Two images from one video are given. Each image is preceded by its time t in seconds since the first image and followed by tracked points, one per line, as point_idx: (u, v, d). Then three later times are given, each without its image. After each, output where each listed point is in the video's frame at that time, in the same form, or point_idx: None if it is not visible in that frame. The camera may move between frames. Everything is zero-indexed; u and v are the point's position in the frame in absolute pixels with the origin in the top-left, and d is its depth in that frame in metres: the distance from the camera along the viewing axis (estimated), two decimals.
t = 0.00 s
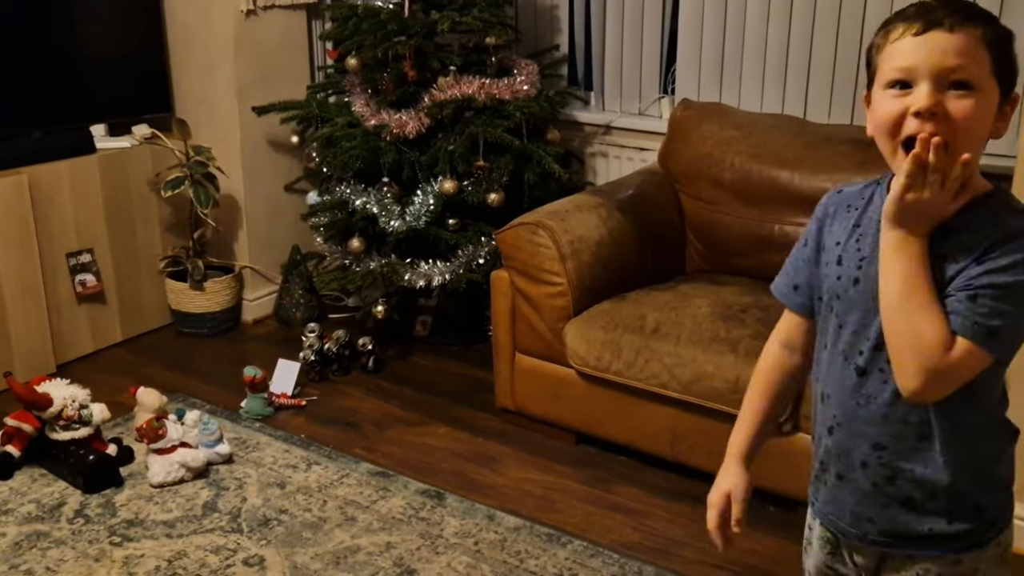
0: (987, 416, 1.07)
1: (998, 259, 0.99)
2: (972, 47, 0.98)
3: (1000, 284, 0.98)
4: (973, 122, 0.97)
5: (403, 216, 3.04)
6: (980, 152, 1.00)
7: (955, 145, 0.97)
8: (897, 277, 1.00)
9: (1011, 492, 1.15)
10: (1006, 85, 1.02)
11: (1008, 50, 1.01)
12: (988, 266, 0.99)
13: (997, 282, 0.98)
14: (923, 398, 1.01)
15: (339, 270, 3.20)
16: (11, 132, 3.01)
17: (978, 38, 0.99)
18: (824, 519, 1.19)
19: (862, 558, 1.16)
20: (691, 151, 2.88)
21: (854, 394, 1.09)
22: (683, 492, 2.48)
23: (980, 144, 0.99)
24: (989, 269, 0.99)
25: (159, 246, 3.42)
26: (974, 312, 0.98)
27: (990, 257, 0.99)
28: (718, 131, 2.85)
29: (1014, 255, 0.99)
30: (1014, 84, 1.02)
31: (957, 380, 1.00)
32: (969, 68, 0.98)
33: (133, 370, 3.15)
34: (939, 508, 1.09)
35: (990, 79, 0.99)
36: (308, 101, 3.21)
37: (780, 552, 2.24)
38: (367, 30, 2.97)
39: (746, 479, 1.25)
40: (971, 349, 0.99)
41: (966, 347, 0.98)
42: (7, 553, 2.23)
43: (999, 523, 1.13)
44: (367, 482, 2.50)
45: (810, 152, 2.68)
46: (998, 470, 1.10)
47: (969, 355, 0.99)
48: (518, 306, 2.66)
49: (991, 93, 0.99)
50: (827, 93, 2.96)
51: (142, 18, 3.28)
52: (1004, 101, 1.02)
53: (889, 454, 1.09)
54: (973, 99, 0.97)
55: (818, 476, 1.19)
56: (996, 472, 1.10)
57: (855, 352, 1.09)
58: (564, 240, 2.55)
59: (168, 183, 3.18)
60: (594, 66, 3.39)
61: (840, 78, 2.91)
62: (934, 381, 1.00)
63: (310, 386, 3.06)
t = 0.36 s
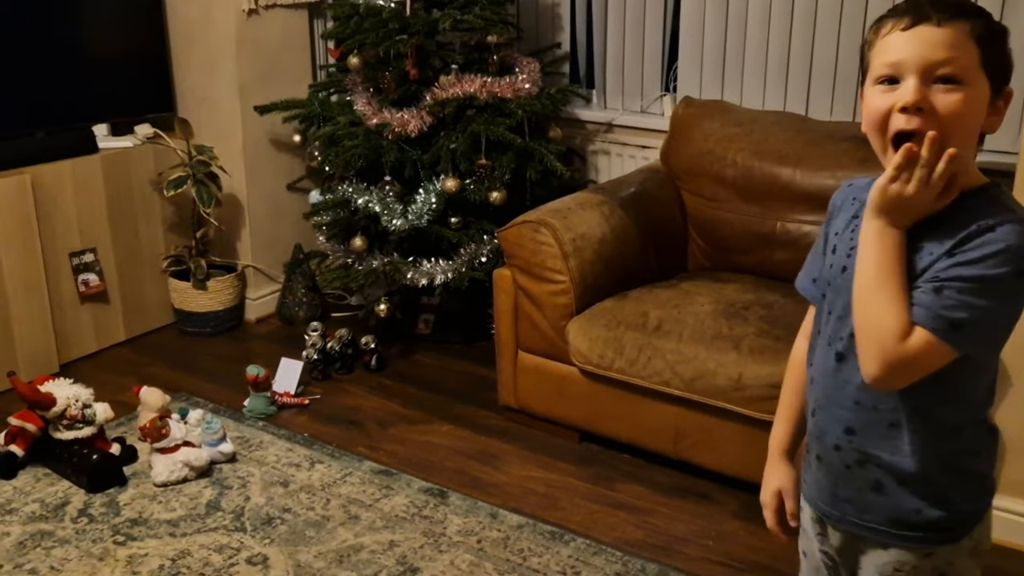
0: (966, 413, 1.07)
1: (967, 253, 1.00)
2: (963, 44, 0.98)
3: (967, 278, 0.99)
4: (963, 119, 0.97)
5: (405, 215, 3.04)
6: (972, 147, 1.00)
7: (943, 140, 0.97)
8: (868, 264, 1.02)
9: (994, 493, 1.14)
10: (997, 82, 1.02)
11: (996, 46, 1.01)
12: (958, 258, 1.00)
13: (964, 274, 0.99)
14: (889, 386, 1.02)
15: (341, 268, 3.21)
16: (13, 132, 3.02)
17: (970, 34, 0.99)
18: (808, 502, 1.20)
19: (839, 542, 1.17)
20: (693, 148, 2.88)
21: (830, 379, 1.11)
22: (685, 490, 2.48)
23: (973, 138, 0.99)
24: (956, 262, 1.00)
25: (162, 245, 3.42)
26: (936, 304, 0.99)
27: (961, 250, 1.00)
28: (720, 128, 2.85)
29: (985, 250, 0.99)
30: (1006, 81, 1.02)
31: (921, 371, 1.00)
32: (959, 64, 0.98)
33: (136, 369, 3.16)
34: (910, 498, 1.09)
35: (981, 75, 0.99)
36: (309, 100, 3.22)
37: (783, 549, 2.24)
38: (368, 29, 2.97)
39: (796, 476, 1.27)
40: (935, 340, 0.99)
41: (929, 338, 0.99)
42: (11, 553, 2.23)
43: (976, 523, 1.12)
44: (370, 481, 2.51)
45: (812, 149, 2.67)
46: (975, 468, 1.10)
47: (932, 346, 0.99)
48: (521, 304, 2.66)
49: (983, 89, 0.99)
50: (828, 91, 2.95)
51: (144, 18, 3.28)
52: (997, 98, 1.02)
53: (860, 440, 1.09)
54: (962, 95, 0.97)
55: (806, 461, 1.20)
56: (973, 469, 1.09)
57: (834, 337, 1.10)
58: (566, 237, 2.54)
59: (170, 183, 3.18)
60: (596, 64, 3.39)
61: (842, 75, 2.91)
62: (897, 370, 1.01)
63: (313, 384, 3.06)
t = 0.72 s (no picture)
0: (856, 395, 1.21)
1: (832, 258, 1.15)
2: (879, 53, 1.14)
3: (824, 280, 1.15)
4: (866, 125, 1.17)
5: (410, 216, 3.05)
6: (894, 146, 1.16)
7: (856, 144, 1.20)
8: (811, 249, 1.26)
9: (908, 481, 1.23)
10: (937, 84, 1.08)
11: (940, 48, 1.08)
12: (826, 259, 1.16)
13: (818, 270, 1.16)
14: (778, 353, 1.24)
15: (346, 269, 3.21)
16: (18, 133, 3.03)
17: (895, 40, 1.11)
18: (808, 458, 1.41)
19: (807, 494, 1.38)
20: (697, 149, 2.88)
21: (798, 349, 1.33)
22: (690, 490, 2.48)
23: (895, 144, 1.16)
24: (822, 262, 1.16)
25: (167, 246, 3.43)
26: (799, 297, 1.18)
27: (830, 255, 1.16)
28: (724, 129, 2.85)
29: (845, 257, 1.14)
30: (955, 80, 1.07)
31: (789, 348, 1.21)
32: (870, 75, 1.15)
33: (141, 371, 3.16)
34: (820, 461, 1.28)
35: (893, 81, 1.12)
36: (314, 101, 3.22)
37: (788, 549, 2.24)
38: (373, 30, 2.98)
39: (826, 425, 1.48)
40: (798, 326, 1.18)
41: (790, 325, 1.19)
42: (18, 554, 2.24)
43: (874, 500, 1.25)
44: (376, 481, 2.51)
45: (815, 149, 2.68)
46: (868, 450, 1.23)
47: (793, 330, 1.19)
48: (525, 304, 2.67)
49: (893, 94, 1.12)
50: (833, 91, 2.95)
51: (149, 20, 3.29)
52: (942, 97, 1.09)
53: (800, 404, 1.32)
54: (866, 104, 1.16)
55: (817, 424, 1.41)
56: (863, 449, 1.23)
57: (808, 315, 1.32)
58: (571, 238, 2.55)
59: (175, 184, 3.18)
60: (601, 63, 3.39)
61: (846, 75, 2.91)
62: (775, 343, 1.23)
63: (318, 385, 3.07)
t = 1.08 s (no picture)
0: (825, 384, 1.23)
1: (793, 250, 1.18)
2: (853, 62, 1.15)
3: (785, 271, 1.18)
4: (851, 134, 1.17)
5: (414, 216, 3.05)
6: (881, 152, 1.16)
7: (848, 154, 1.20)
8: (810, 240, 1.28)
9: (876, 475, 1.23)
10: (908, 83, 1.09)
11: (904, 48, 1.08)
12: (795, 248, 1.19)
13: (787, 257, 1.19)
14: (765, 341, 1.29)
15: (350, 269, 3.21)
16: (23, 134, 3.03)
17: (864, 47, 1.12)
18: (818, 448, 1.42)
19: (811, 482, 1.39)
20: (701, 148, 2.88)
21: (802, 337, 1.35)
22: (694, 489, 2.48)
23: (882, 150, 1.15)
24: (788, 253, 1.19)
25: (172, 247, 3.43)
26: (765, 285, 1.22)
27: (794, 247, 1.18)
28: (727, 128, 2.85)
29: (801, 251, 1.16)
30: (925, 78, 1.08)
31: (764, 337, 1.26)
32: (849, 84, 1.16)
33: (147, 371, 3.17)
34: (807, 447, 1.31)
35: (867, 87, 1.12)
36: (318, 101, 3.23)
37: (793, 547, 2.24)
38: (377, 30, 2.98)
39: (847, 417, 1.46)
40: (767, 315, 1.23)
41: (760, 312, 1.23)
42: (24, 553, 2.25)
43: (843, 489, 1.26)
44: (381, 481, 2.52)
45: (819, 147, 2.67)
46: (835, 439, 1.24)
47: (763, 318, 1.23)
48: (529, 303, 2.67)
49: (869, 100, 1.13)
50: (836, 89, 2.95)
51: (153, 21, 3.29)
52: (914, 96, 1.09)
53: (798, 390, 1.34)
54: (847, 114, 1.16)
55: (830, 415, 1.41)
56: (831, 437, 1.25)
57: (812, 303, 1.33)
58: (575, 237, 2.55)
59: (179, 185, 3.19)
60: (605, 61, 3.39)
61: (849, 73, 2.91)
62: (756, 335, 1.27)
63: (323, 385, 3.08)
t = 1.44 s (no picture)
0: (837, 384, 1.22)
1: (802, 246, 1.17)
2: (859, 63, 1.15)
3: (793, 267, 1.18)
4: (862, 135, 1.17)
5: (416, 214, 3.05)
6: (893, 150, 1.15)
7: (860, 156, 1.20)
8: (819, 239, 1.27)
9: (890, 476, 1.23)
10: (917, 78, 1.09)
11: (912, 41, 1.08)
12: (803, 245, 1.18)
13: (796, 255, 1.18)
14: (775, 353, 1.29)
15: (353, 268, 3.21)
16: (25, 134, 3.03)
17: (872, 45, 1.12)
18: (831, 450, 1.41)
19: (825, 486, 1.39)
20: (704, 146, 2.87)
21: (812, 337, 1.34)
22: (698, 487, 2.48)
23: (893, 148, 1.15)
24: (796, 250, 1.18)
25: (174, 246, 3.43)
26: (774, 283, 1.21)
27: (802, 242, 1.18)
28: (730, 125, 2.85)
29: (810, 246, 1.15)
30: (934, 70, 1.08)
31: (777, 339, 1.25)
32: (857, 86, 1.16)
33: (150, 371, 3.17)
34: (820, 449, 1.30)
35: (876, 85, 1.12)
36: (320, 100, 3.22)
37: (797, 546, 2.24)
38: (378, 29, 2.97)
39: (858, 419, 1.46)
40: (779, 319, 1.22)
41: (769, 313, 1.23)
42: (28, 553, 2.25)
43: (856, 491, 1.26)
44: (384, 480, 2.51)
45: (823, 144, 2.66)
46: (847, 441, 1.24)
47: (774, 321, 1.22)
48: (532, 302, 2.66)
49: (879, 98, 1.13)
50: (839, 86, 2.94)
51: (155, 20, 3.29)
52: (923, 91, 1.09)
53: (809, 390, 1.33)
54: (858, 114, 1.17)
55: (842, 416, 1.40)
56: (843, 440, 1.24)
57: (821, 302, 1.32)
58: (577, 236, 2.55)
59: (182, 184, 3.19)
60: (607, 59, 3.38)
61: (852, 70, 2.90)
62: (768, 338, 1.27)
63: (326, 384, 3.07)
